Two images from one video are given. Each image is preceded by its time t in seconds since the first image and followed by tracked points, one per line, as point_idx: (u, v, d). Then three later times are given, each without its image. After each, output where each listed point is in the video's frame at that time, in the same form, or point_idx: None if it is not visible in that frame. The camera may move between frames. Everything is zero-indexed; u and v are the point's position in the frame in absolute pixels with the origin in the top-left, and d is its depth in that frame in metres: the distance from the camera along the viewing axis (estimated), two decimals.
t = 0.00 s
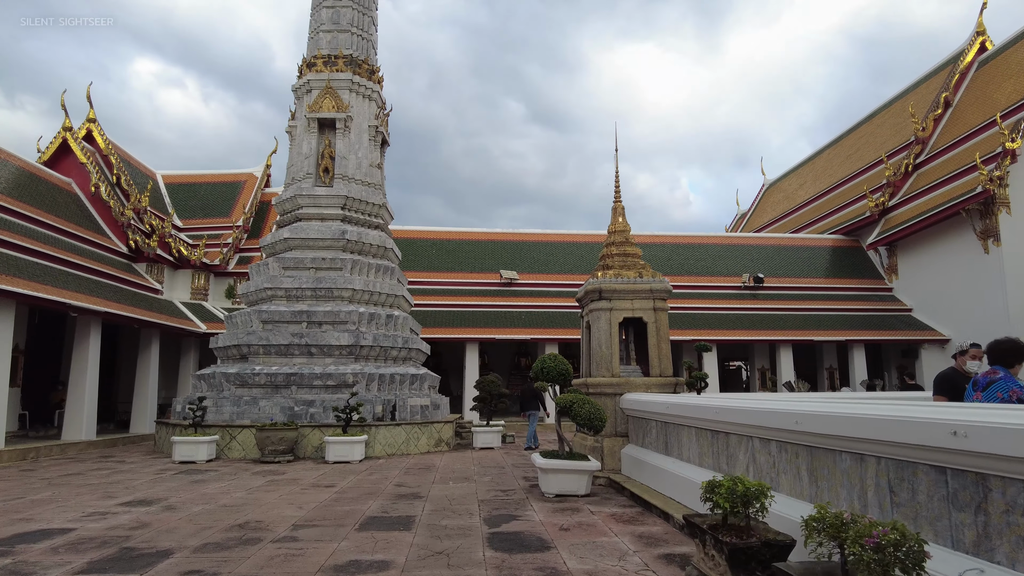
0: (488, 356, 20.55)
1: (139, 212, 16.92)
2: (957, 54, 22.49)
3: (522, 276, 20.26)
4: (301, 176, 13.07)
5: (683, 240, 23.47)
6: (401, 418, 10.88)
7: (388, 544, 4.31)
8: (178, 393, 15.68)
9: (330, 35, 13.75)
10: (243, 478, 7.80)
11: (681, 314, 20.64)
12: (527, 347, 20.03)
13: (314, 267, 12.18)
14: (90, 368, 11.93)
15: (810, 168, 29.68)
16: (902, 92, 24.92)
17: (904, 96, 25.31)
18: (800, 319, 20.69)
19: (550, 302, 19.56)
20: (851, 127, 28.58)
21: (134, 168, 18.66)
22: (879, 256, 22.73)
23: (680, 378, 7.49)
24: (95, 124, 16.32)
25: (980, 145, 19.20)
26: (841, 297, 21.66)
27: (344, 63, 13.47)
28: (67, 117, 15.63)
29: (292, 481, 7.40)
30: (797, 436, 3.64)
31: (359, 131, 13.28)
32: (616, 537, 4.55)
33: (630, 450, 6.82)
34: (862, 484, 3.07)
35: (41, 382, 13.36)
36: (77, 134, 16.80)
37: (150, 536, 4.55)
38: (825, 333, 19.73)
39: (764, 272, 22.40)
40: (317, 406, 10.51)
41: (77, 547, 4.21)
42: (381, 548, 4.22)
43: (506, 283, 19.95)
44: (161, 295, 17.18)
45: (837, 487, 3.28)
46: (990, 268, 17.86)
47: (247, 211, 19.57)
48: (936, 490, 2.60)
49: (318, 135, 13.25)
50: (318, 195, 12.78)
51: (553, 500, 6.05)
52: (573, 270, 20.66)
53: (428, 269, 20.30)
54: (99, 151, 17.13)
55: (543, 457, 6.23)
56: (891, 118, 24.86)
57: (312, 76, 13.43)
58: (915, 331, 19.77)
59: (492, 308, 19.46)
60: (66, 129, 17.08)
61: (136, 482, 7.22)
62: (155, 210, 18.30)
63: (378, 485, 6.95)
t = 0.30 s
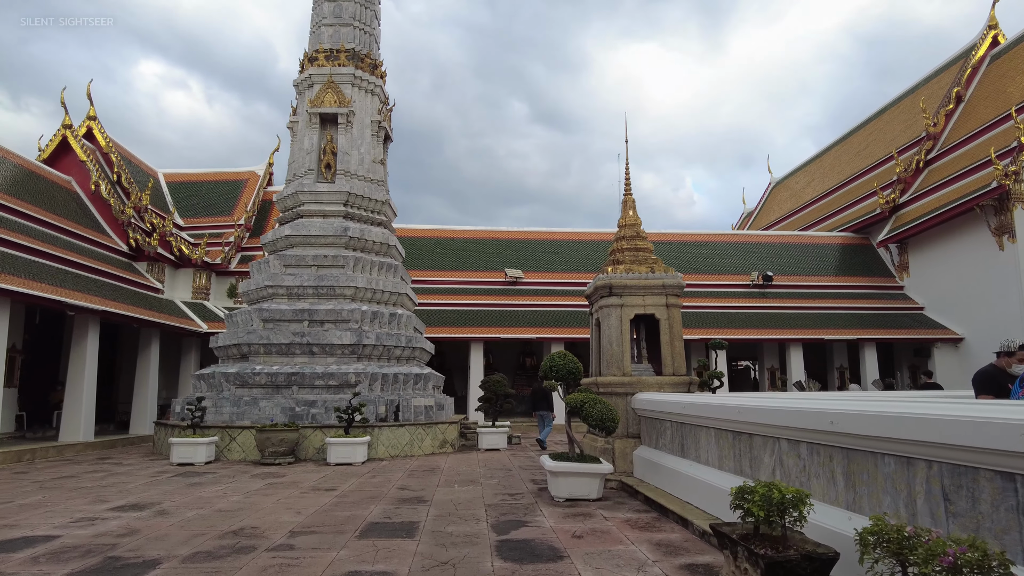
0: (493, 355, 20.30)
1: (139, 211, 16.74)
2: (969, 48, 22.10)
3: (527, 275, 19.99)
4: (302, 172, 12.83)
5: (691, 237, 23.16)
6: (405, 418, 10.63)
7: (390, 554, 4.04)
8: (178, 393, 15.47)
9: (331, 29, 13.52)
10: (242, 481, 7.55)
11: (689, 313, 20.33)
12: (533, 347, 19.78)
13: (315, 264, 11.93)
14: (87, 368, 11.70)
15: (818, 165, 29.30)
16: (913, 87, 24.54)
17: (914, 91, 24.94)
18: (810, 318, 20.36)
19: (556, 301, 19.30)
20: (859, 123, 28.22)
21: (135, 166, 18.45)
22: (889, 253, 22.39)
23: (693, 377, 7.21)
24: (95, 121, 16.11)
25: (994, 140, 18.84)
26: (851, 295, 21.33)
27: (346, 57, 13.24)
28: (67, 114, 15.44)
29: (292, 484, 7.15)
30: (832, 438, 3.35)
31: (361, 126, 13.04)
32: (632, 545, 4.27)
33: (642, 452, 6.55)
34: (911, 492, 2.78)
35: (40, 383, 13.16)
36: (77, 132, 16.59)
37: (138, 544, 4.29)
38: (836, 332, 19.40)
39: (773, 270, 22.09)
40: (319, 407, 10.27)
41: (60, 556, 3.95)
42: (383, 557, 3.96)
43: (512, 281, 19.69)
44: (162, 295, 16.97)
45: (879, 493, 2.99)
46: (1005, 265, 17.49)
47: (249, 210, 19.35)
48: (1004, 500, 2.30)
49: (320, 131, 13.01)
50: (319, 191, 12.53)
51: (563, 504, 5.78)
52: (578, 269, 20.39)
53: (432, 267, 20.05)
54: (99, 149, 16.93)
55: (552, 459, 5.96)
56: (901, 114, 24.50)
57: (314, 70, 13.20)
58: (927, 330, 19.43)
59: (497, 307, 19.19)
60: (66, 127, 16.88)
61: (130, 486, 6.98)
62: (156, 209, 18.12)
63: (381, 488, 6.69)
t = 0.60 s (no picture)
0: (497, 355, 20.05)
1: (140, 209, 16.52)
2: (981, 41, 21.71)
3: (532, 274, 19.72)
4: (303, 168, 12.58)
5: (698, 235, 22.86)
6: (408, 420, 10.37)
7: (392, 567, 3.76)
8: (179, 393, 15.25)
9: (333, 23, 13.27)
10: (240, 485, 7.30)
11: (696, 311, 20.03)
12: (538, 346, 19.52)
13: (317, 262, 11.68)
14: (85, 369, 11.47)
15: (826, 162, 28.95)
16: (923, 82, 24.18)
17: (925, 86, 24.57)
18: (820, 316, 20.03)
19: (561, 300, 19.02)
20: (868, 119, 27.86)
21: (135, 164, 18.24)
22: (900, 251, 22.06)
23: (708, 377, 6.94)
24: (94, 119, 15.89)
25: (1008, 135, 18.47)
26: (861, 293, 21.00)
27: (348, 51, 12.99)
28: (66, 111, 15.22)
29: (291, 489, 6.89)
30: (873, 443, 3.06)
31: (363, 122, 12.78)
32: (651, 557, 3.99)
33: (656, 455, 6.28)
34: (974, 506, 2.48)
35: (37, 384, 12.94)
36: (77, 129, 16.38)
37: (124, 555, 4.03)
38: (846, 331, 19.08)
39: (782, 267, 21.77)
40: (321, 408, 10.01)
41: (38, 570, 3.69)
42: (383, 570, 3.69)
43: (516, 280, 19.42)
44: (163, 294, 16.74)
45: (931, 506, 2.70)
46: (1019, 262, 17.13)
47: (251, 209, 19.13)
48: None
49: (322, 126, 12.77)
50: (321, 187, 12.28)
51: (574, 510, 5.51)
52: (584, 267, 20.11)
53: (436, 266, 19.79)
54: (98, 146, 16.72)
55: (562, 464, 5.70)
56: (911, 110, 24.13)
57: (315, 65, 12.95)
58: (940, 328, 19.08)
59: (501, 306, 18.93)
60: (65, 125, 16.66)
61: (124, 491, 6.73)
62: (156, 207, 17.90)
63: (383, 493, 6.42)
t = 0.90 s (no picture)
0: (502, 354, 19.78)
1: (140, 206, 16.31)
2: (994, 35, 21.27)
3: (537, 271, 19.44)
4: (305, 162, 12.33)
5: (705, 232, 22.54)
6: (412, 419, 10.10)
7: None
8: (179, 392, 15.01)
9: (335, 15, 13.03)
10: (238, 487, 7.04)
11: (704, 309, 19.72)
12: (543, 344, 19.25)
13: (319, 258, 11.42)
14: (81, 367, 11.23)
15: (834, 159, 28.59)
16: (934, 77, 23.80)
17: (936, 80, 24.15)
18: (830, 314, 19.70)
19: (567, 298, 18.74)
20: (877, 116, 27.48)
21: (136, 161, 18.02)
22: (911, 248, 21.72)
23: (725, 375, 6.65)
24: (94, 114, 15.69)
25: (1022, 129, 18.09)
26: (872, 291, 20.66)
27: (350, 43, 12.74)
28: (65, 107, 15.00)
29: (291, 491, 6.63)
30: (925, 445, 2.77)
31: (366, 115, 12.52)
32: (674, 567, 3.71)
33: (671, 457, 6.01)
34: None
35: (35, 383, 12.73)
36: (76, 126, 16.17)
37: (109, 564, 3.76)
38: (857, 329, 18.75)
39: (791, 265, 21.44)
40: (322, 407, 9.76)
41: None
42: None
43: (522, 278, 19.14)
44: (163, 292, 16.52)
45: (997, 516, 2.41)
46: None
47: (253, 206, 18.90)
48: None
49: (324, 120, 12.51)
50: (323, 182, 12.02)
51: (587, 515, 5.23)
52: (590, 264, 19.82)
53: (440, 264, 19.53)
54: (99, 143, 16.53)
55: (574, 466, 5.42)
56: (922, 105, 23.76)
57: (317, 57, 12.69)
58: (953, 327, 18.73)
59: (507, 304, 18.66)
60: (65, 121, 16.45)
61: (117, 493, 6.47)
62: (156, 204, 17.68)
63: (386, 496, 6.15)
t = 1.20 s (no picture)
0: (505, 353, 19.52)
1: (138, 204, 16.09)
2: (1005, 30, 20.91)
3: (541, 270, 19.18)
4: (305, 158, 12.09)
5: (711, 231, 22.25)
6: (414, 421, 9.85)
7: None
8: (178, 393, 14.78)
9: (336, 8, 12.79)
10: (233, 491, 6.79)
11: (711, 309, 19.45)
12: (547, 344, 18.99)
13: (319, 256, 11.18)
14: (76, 368, 11.00)
15: (840, 157, 28.28)
16: (942, 73, 23.47)
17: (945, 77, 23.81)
18: (838, 313, 19.41)
19: (572, 297, 18.48)
20: (884, 113, 27.15)
21: (135, 158, 17.81)
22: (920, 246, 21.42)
23: (740, 376, 6.39)
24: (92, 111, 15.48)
25: None
26: (880, 290, 20.36)
27: (351, 37, 12.50)
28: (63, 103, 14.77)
29: (288, 496, 6.38)
30: (977, 452, 2.51)
31: (367, 110, 12.28)
32: None
33: (685, 461, 5.75)
34: None
35: (30, 383, 12.51)
36: (74, 123, 15.96)
37: None
38: (866, 329, 18.45)
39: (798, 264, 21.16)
40: (322, 408, 9.51)
41: None
42: None
43: (526, 277, 18.88)
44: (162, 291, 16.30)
45: None
46: None
47: (253, 204, 18.66)
48: None
49: (324, 115, 12.27)
50: (323, 178, 11.78)
51: (597, 523, 4.98)
52: (594, 263, 19.56)
53: (443, 262, 19.27)
54: (98, 141, 16.33)
55: (584, 471, 5.17)
56: (930, 101, 23.43)
57: (317, 51, 12.46)
58: (964, 326, 18.40)
59: (510, 304, 18.40)
60: (63, 118, 16.25)
61: (108, 497, 6.23)
62: (155, 202, 17.47)
63: (387, 502, 5.90)
